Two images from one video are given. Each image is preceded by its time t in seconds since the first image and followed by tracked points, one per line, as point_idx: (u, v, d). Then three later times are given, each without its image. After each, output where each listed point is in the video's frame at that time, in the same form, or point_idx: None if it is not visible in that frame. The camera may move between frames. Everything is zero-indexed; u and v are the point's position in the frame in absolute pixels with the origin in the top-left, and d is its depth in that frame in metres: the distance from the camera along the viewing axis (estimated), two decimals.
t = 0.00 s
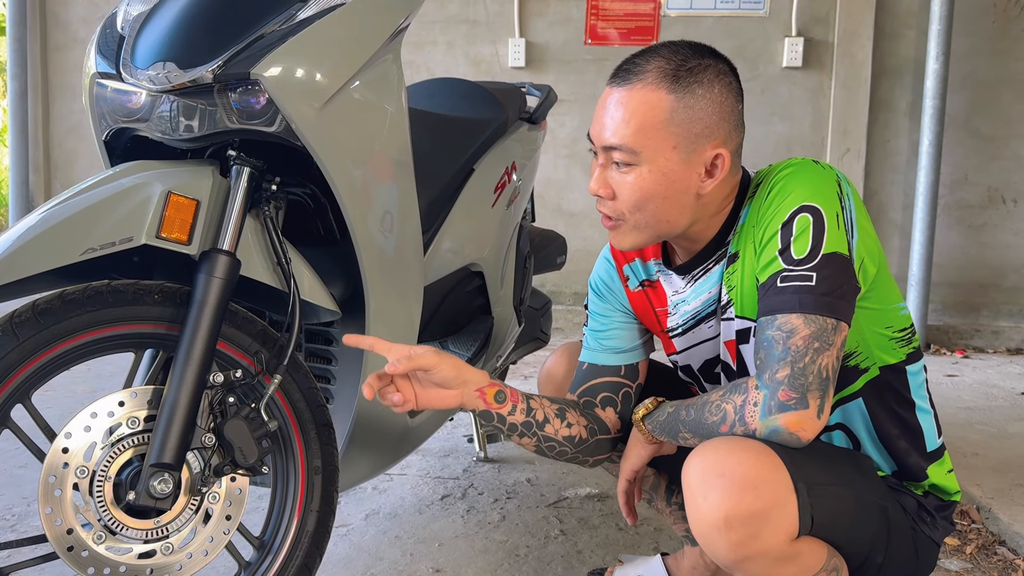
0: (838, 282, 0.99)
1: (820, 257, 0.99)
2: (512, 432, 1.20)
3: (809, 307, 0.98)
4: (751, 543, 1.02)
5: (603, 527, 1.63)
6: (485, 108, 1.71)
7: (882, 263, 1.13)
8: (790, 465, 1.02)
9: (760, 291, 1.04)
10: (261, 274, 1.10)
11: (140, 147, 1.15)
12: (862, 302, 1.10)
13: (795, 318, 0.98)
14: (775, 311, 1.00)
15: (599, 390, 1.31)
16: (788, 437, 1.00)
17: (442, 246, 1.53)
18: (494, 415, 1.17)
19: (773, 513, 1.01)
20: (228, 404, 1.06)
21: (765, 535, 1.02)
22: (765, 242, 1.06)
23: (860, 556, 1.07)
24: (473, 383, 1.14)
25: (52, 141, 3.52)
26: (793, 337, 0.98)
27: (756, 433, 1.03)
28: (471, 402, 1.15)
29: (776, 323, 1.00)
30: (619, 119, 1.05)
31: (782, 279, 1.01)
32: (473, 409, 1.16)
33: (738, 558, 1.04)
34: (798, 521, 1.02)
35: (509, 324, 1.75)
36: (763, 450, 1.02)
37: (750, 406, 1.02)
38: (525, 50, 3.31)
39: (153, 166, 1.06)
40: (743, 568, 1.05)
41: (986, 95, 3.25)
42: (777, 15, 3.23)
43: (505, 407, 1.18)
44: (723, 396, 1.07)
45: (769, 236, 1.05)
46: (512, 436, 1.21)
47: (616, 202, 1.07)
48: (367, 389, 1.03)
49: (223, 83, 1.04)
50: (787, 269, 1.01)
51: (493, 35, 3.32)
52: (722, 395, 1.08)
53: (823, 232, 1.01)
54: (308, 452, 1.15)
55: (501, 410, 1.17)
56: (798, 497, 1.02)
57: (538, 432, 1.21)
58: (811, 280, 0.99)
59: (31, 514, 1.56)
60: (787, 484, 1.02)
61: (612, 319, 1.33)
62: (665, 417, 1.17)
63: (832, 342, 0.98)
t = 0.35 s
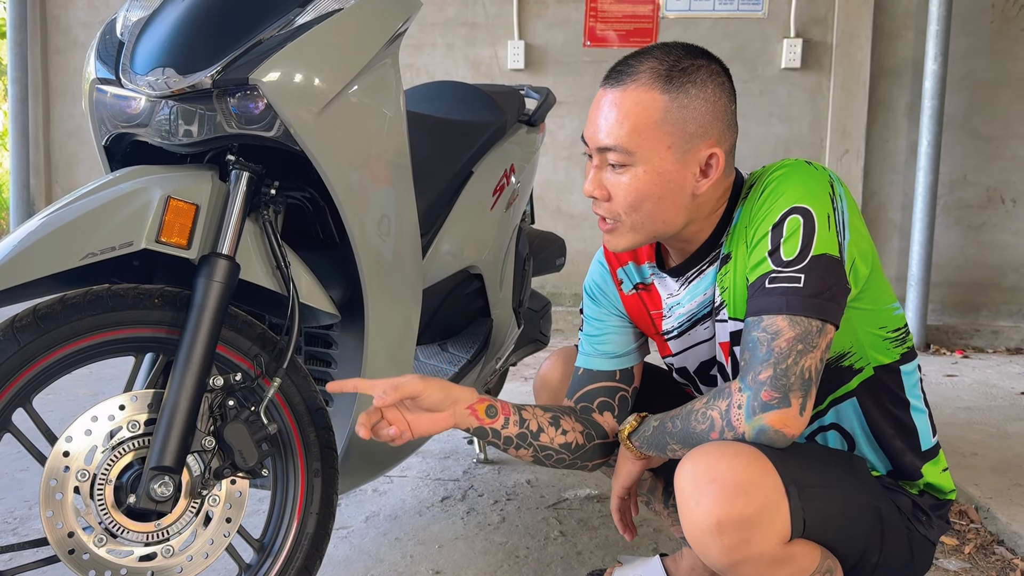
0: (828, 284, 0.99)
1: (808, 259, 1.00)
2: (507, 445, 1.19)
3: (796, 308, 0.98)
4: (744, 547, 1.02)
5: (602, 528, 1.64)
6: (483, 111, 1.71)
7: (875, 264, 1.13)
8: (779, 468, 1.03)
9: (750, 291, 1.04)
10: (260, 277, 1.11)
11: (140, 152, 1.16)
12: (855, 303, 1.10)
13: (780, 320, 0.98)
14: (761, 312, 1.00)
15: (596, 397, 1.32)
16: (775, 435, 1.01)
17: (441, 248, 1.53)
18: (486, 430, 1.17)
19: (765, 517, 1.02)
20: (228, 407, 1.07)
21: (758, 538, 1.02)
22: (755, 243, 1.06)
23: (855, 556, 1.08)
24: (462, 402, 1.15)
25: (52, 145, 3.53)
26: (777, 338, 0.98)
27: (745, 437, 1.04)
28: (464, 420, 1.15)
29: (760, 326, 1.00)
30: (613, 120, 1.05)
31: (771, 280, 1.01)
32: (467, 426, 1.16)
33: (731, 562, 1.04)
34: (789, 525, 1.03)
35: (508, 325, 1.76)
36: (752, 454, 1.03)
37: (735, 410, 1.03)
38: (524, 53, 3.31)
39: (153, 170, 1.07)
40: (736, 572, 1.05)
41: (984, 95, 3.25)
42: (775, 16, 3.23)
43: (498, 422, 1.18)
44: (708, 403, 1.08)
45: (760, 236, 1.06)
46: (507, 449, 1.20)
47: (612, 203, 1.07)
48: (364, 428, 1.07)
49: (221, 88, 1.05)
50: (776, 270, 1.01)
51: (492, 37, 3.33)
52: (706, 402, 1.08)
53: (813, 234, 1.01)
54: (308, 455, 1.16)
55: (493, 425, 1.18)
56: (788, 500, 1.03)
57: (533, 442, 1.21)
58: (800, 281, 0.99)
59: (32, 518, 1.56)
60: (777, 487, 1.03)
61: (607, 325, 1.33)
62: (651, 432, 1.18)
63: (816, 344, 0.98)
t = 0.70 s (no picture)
0: (823, 286, 1.00)
1: (803, 260, 1.00)
2: (503, 435, 1.20)
3: (791, 310, 0.98)
4: (743, 552, 1.03)
5: (603, 528, 1.64)
6: (482, 113, 1.72)
7: (870, 263, 1.13)
8: (778, 471, 1.04)
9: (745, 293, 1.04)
10: (262, 279, 1.11)
11: (141, 154, 1.17)
12: (852, 303, 1.10)
13: (776, 323, 0.99)
14: (756, 315, 1.01)
15: (595, 398, 1.32)
16: (772, 438, 1.02)
17: (442, 249, 1.54)
18: (481, 417, 1.18)
19: (763, 521, 1.02)
20: (229, 408, 1.07)
21: (757, 542, 1.03)
22: (750, 245, 1.06)
23: (855, 556, 1.08)
24: (455, 387, 1.17)
25: (53, 147, 3.54)
26: (772, 342, 0.99)
27: (743, 441, 1.04)
28: (457, 406, 1.17)
29: (754, 328, 1.01)
30: (588, 123, 1.07)
31: (766, 283, 1.01)
32: (461, 412, 1.17)
33: (730, 567, 1.05)
34: (788, 528, 1.04)
35: (509, 326, 1.76)
36: (750, 459, 1.03)
37: (732, 413, 1.03)
38: (524, 54, 3.32)
39: (154, 172, 1.07)
40: None
41: (983, 96, 3.26)
42: (774, 17, 3.24)
43: (494, 406, 1.20)
44: (704, 407, 1.08)
45: (754, 238, 1.06)
46: (503, 440, 1.21)
47: (593, 203, 1.08)
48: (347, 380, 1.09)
49: (222, 91, 1.05)
50: (771, 273, 1.01)
51: (492, 39, 3.34)
52: (702, 405, 1.09)
53: (807, 236, 1.01)
54: (310, 456, 1.16)
55: (488, 413, 1.19)
56: (786, 503, 1.04)
57: (529, 434, 1.21)
58: (794, 283, 1.00)
59: (35, 519, 1.57)
60: (776, 491, 1.03)
61: (603, 327, 1.33)
62: (647, 435, 1.19)
63: (811, 346, 0.99)
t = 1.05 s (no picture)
0: (818, 287, 0.99)
1: (796, 263, 1.00)
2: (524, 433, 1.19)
3: (785, 313, 0.98)
4: (741, 555, 1.03)
5: (605, 529, 1.64)
6: (484, 114, 1.71)
7: (868, 264, 1.13)
8: (775, 474, 1.04)
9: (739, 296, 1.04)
10: (264, 281, 1.11)
11: (144, 156, 1.17)
12: (848, 304, 1.10)
13: (769, 326, 0.99)
14: (750, 317, 1.00)
15: (598, 401, 1.33)
16: (767, 441, 1.01)
17: (444, 251, 1.54)
18: (505, 411, 1.15)
19: (761, 524, 1.02)
20: (233, 410, 1.07)
21: (755, 545, 1.03)
22: (744, 247, 1.06)
23: (855, 557, 1.08)
24: (493, 383, 1.11)
25: (56, 149, 3.54)
26: (766, 345, 0.99)
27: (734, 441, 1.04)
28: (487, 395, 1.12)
29: (748, 331, 1.00)
30: (590, 117, 1.07)
31: (759, 286, 1.01)
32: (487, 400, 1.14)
33: (729, 570, 1.05)
34: (786, 531, 1.04)
35: (511, 327, 1.76)
36: (745, 461, 1.03)
37: (727, 417, 1.03)
38: (526, 55, 3.32)
39: (157, 174, 1.07)
40: None
41: (985, 96, 3.25)
42: (776, 18, 3.24)
43: (521, 408, 1.16)
44: (700, 411, 1.08)
45: (749, 240, 1.06)
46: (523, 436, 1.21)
47: (592, 198, 1.08)
48: (446, 278, 0.99)
49: (225, 92, 1.05)
50: (765, 276, 1.01)
51: (493, 40, 3.34)
52: (699, 410, 1.09)
53: (801, 239, 1.01)
54: (313, 457, 1.16)
55: (514, 410, 1.16)
56: (784, 505, 1.03)
57: (549, 435, 1.21)
58: (788, 286, 1.00)
59: (38, 521, 1.57)
60: (773, 494, 1.03)
61: (605, 331, 1.33)
62: (646, 439, 1.18)
63: (806, 349, 0.99)
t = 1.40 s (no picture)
0: (830, 291, 0.99)
1: (810, 265, 0.99)
2: (533, 409, 1.21)
3: (797, 315, 0.98)
4: (742, 556, 1.02)
5: (608, 532, 1.64)
6: (487, 115, 1.71)
7: (879, 267, 1.13)
8: (777, 475, 1.03)
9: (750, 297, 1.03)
10: (268, 282, 1.11)
11: (146, 157, 1.16)
12: (859, 307, 1.10)
13: (781, 328, 0.98)
14: (762, 319, 1.00)
15: (601, 403, 1.32)
16: (773, 443, 1.01)
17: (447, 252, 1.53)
18: (521, 381, 1.19)
19: (762, 525, 1.02)
20: (236, 412, 1.07)
21: (757, 546, 1.02)
22: (757, 248, 1.06)
23: (860, 560, 1.07)
24: (513, 345, 1.18)
25: (58, 150, 3.54)
26: (777, 347, 0.98)
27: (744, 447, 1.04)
28: (507, 361, 1.18)
29: (760, 331, 1.00)
30: (617, 110, 1.06)
31: (772, 287, 1.01)
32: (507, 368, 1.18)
33: (730, 571, 1.04)
34: (788, 532, 1.03)
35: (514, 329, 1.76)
36: (747, 462, 1.03)
37: (733, 418, 1.03)
38: (528, 56, 3.32)
39: (161, 176, 1.07)
40: None
41: (988, 97, 3.25)
42: (778, 19, 3.23)
43: (536, 381, 1.20)
44: (705, 412, 1.08)
45: (761, 241, 1.05)
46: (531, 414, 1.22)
47: (613, 194, 1.07)
48: (451, 250, 1.08)
49: (229, 94, 1.05)
50: (777, 277, 1.01)
51: (495, 41, 3.34)
52: (703, 409, 1.09)
53: (814, 241, 1.01)
54: (315, 460, 1.16)
55: (530, 381, 1.20)
56: (786, 507, 1.03)
57: (557, 417, 1.22)
58: (801, 288, 0.99)
59: (40, 522, 1.57)
60: (774, 495, 1.02)
61: (610, 334, 1.33)
62: (647, 435, 1.18)
63: (816, 353, 0.98)
